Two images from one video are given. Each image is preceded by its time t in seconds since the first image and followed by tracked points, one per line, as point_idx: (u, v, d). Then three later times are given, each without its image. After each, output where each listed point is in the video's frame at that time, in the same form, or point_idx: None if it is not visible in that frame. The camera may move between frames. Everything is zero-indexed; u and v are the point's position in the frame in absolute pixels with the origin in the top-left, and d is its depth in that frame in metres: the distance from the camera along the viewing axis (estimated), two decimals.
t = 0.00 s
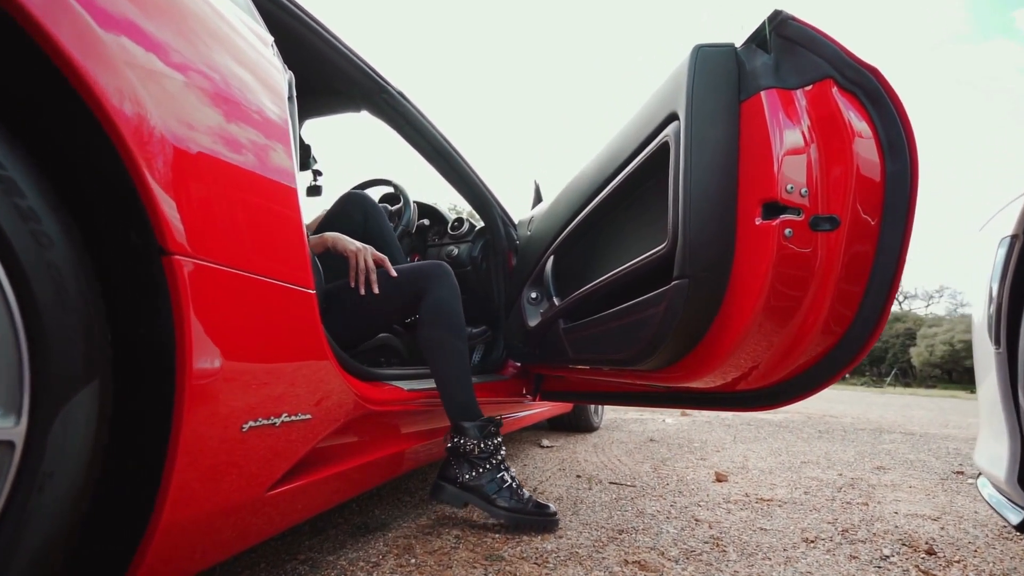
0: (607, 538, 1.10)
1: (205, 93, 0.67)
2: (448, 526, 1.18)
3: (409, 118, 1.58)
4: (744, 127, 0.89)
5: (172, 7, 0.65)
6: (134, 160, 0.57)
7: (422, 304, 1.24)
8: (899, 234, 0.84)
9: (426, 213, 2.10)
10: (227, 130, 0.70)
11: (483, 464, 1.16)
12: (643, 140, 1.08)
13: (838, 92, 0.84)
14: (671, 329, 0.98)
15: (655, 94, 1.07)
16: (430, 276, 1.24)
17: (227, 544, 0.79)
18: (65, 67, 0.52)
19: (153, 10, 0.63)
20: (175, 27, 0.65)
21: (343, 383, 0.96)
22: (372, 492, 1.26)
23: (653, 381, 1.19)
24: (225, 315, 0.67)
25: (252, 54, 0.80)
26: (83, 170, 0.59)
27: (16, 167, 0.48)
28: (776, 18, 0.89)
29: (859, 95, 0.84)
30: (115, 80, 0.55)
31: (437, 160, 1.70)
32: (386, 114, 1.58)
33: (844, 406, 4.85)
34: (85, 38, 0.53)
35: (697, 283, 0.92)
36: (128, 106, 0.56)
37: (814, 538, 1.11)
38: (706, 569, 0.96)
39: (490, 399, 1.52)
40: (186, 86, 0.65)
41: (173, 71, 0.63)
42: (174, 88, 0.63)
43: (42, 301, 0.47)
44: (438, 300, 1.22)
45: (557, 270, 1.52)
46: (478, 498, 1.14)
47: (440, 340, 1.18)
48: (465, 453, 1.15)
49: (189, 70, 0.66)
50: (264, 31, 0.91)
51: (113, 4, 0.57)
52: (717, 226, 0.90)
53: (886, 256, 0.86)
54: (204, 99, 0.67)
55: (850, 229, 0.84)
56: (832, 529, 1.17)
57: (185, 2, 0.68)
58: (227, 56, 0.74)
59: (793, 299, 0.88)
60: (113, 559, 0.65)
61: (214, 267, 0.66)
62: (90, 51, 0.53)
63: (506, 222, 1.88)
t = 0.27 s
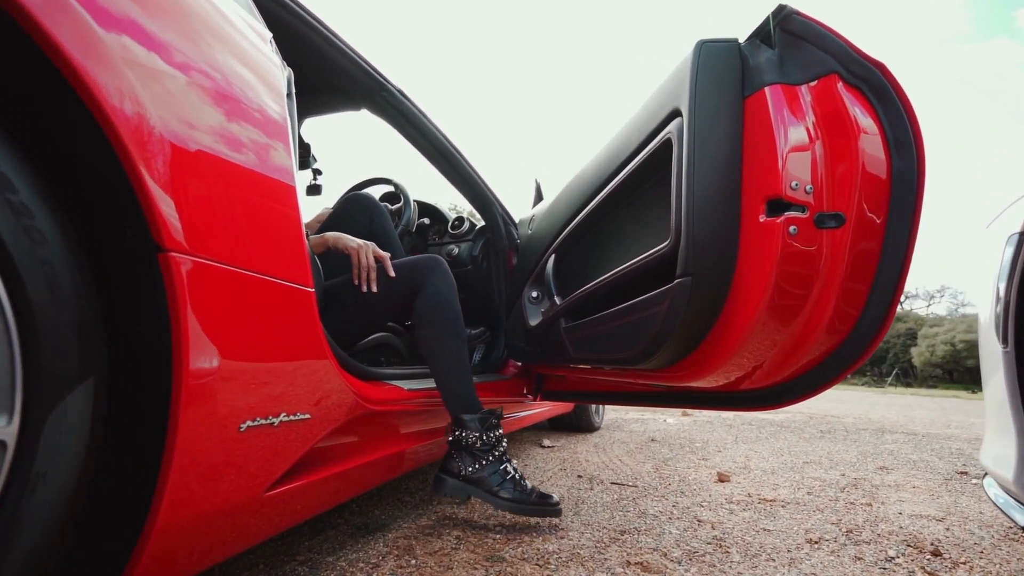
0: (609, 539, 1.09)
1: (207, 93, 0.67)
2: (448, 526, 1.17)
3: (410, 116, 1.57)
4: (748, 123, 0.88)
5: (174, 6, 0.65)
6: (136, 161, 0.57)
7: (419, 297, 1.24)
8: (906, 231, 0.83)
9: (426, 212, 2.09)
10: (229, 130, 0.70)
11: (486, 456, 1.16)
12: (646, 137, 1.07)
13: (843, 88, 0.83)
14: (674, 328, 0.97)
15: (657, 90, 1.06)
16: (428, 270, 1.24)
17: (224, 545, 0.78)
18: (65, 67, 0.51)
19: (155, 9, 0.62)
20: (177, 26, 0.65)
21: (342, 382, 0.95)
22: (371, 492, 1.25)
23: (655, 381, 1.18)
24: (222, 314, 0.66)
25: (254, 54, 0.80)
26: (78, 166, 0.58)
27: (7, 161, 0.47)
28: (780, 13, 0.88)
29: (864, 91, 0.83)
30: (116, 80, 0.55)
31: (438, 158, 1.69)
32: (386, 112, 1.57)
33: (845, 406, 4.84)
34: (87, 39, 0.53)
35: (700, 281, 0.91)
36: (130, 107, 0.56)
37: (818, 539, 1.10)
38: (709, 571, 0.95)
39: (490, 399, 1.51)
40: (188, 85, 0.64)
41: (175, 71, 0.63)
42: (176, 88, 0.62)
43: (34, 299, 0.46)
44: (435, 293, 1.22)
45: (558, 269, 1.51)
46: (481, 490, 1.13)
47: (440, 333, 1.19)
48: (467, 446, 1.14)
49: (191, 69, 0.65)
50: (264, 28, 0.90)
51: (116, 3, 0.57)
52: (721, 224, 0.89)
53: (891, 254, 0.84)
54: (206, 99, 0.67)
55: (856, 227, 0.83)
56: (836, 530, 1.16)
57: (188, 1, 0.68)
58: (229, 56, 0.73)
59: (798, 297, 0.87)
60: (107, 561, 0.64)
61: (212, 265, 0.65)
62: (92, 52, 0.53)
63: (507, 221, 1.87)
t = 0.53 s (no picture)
0: (611, 541, 1.08)
1: (209, 92, 0.66)
2: (449, 527, 1.16)
3: (409, 114, 1.55)
4: (752, 119, 0.87)
5: (177, 5, 0.65)
6: (138, 161, 0.56)
7: (414, 285, 1.26)
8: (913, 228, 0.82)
9: (426, 211, 2.08)
10: (231, 129, 0.69)
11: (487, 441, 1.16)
12: (649, 134, 1.06)
13: (850, 82, 0.82)
14: (677, 327, 0.96)
15: (660, 86, 1.05)
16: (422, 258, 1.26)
17: (220, 548, 0.77)
18: (65, 67, 0.50)
19: (158, 8, 0.62)
20: (179, 25, 0.64)
21: (341, 382, 0.94)
22: (371, 493, 1.24)
23: (658, 381, 1.17)
24: (219, 313, 0.65)
25: (256, 52, 0.79)
26: (73, 161, 0.57)
27: None
28: (785, 7, 0.87)
29: (871, 85, 0.82)
30: (117, 80, 0.54)
31: (437, 156, 1.68)
32: (386, 110, 1.56)
33: (846, 406, 4.82)
34: (88, 38, 0.52)
35: (704, 279, 0.90)
36: (132, 106, 0.55)
37: (823, 540, 1.09)
38: (713, 573, 0.93)
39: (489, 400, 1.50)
40: (190, 85, 0.64)
41: (177, 70, 0.62)
42: (178, 88, 0.62)
43: (23, 296, 0.45)
44: (429, 279, 1.24)
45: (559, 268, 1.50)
46: (485, 474, 1.13)
47: (437, 320, 1.20)
48: (468, 432, 1.15)
49: (194, 69, 0.65)
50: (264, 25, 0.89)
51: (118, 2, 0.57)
52: (725, 222, 0.88)
53: (899, 251, 0.83)
54: (208, 98, 0.66)
55: (862, 224, 0.82)
56: (841, 531, 1.15)
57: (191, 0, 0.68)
58: (231, 55, 0.73)
59: (803, 295, 0.86)
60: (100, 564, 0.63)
61: (208, 262, 0.64)
62: (93, 51, 0.52)
63: (508, 220, 1.86)
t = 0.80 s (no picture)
0: (613, 542, 1.06)
1: (210, 90, 0.66)
2: (449, 528, 1.15)
3: (409, 111, 1.54)
4: (756, 115, 0.86)
5: (179, 4, 0.65)
6: (138, 160, 0.55)
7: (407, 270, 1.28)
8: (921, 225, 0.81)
9: (427, 210, 2.07)
10: (232, 128, 0.69)
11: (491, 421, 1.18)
12: (652, 130, 1.05)
13: (857, 77, 0.80)
14: (681, 326, 0.94)
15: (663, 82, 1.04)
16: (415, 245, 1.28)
17: (217, 550, 0.76)
18: (63, 66, 0.50)
19: (160, 7, 0.62)
20: (181, 24, 0.64)
21: (341, 382, 0.93)
22: (371, 494, 1.22)
23: (660, 380, 1.16)
24: (215, 311, 0.64)
25: (258, 51, 0.79)
26: (64, 156, 0.55)
27: None
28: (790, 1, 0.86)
29: (879, 81, 0.81)
30: (117, 79, 0.54)
31: (436, 153, 1.67)
32: (385, 108, 1.55)
33: (848, 406, 4.81)
34: (90, 37, 0.52)
35: (708, 277, 0.88)
36: (133, 105, 0.55)
37: (828, 542, 1.08)
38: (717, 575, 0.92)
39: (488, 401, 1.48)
40: (193, 84, 0.63)
41: (179, 70, 0.62)
42: (179, 87, 0.61)
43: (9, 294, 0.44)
44: (422, 265, 1.26)
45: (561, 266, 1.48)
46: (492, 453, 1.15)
47: (433, 308, 1.24)
48: (472, 412, 1.17)
49: (196, 68, 0.65)
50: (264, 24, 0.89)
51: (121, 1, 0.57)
52: (729, 219, 0.87)
53: (906, 248, 0.82)
54: (209, 96, 0.66)
55: (869, 221, 0.80)
56: (846, 532, 1.13)
57: None
58: (233, 53, 0.73)
59: (809, 293, 0.84)
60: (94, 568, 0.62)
61: (204, 259, 0.63)
62: (93, 51, 0.52)
63: (508, 218, 1.84)
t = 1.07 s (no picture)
0: (615, 544, 1.05)
1: (210, 89, 0.66)
2: (449, 530, 1.14)
3: (408, 109, 1.53)
4: (760, 112, 0.85)
5: (180, 4, 0.65)
6: (134, 160, 0.55)
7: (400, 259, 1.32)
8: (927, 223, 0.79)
9: (427, 208, 2.06)
10: (232, 127, 0.69)
11: (492, 403, 1.24)
12: (654, 127, 1.04)
13: (861, 73, 0.79)
14: (683, 325, 0.94)
15: (665, 78, 1.03)
16: (408, 233, 1.31)
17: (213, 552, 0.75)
18: (60, 65, 0.49)
19: (162, 7, 0.62)
20: (182, 23, 0.64)
21: (340, 382, 0.92)
22: (370, 495, 1.22)
23: (662, 380, 1.15)
24: (212, 309, 0.63)
25: (259, 49, 0.79)
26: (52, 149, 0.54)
27: None
28: None
29: (884, 75, 0.79)
30: (117, 78, 0.53)
31: (436, 152, 1.65)
32: (385, 106, 1.53)
33: (849, 406, 4.80)
34: (93, 37, 0.52)
35: (710, 275, 0.88)
36: (134, 105, 0.55)
37: (831, 543, 1.07)
38: None
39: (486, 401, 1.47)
40: (194, 83, 0.63)
41: (180, 69, 0.62)
42: (180, 86, 0.61)
43: None
44: (415, 253, 1.30)
45: (563, 265, 1.47)
46: (499, 435, 1.20)
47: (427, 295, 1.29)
48: (474, 395, 1.24)
49: (197, 67, 0.65)
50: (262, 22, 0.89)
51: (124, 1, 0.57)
52: (732, 216, 0.86)
53: (911, 247, 0.80)
54: (209, 95, 0.66)
55: (874, 219, 0.79)
56: (850, 533, 1.12)
57: None
58: (234, 52, 0.73)
59: (814, 291, 0.83)
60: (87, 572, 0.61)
61: (201, 257, 0.62)
62: (94, 49, 0.51)
63: (509, 217, 1.83)
